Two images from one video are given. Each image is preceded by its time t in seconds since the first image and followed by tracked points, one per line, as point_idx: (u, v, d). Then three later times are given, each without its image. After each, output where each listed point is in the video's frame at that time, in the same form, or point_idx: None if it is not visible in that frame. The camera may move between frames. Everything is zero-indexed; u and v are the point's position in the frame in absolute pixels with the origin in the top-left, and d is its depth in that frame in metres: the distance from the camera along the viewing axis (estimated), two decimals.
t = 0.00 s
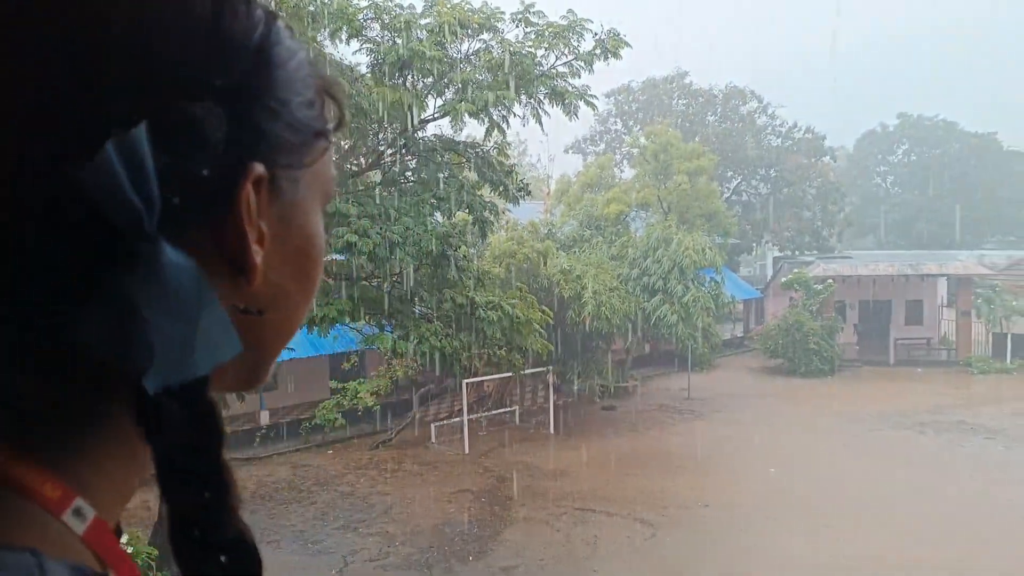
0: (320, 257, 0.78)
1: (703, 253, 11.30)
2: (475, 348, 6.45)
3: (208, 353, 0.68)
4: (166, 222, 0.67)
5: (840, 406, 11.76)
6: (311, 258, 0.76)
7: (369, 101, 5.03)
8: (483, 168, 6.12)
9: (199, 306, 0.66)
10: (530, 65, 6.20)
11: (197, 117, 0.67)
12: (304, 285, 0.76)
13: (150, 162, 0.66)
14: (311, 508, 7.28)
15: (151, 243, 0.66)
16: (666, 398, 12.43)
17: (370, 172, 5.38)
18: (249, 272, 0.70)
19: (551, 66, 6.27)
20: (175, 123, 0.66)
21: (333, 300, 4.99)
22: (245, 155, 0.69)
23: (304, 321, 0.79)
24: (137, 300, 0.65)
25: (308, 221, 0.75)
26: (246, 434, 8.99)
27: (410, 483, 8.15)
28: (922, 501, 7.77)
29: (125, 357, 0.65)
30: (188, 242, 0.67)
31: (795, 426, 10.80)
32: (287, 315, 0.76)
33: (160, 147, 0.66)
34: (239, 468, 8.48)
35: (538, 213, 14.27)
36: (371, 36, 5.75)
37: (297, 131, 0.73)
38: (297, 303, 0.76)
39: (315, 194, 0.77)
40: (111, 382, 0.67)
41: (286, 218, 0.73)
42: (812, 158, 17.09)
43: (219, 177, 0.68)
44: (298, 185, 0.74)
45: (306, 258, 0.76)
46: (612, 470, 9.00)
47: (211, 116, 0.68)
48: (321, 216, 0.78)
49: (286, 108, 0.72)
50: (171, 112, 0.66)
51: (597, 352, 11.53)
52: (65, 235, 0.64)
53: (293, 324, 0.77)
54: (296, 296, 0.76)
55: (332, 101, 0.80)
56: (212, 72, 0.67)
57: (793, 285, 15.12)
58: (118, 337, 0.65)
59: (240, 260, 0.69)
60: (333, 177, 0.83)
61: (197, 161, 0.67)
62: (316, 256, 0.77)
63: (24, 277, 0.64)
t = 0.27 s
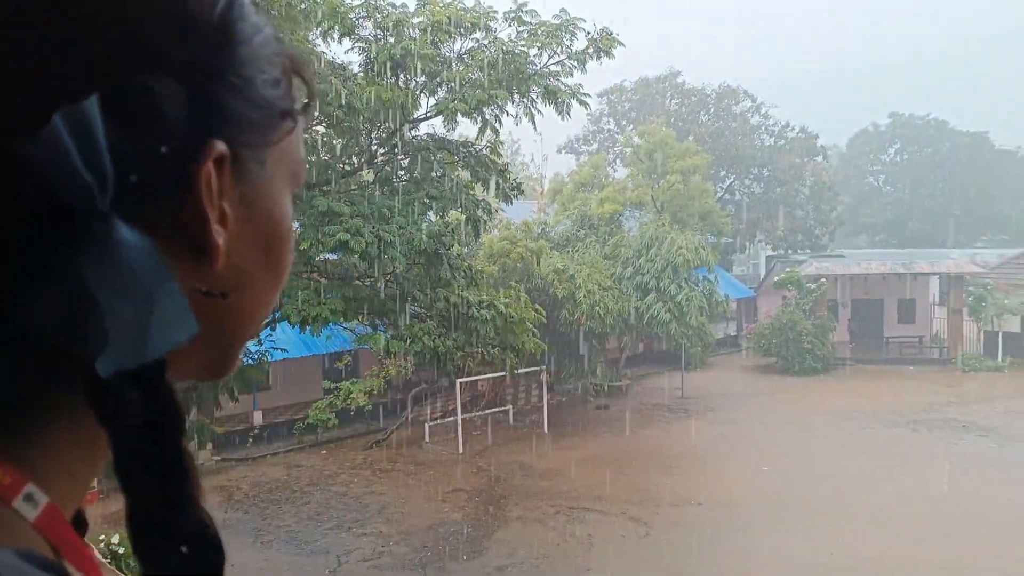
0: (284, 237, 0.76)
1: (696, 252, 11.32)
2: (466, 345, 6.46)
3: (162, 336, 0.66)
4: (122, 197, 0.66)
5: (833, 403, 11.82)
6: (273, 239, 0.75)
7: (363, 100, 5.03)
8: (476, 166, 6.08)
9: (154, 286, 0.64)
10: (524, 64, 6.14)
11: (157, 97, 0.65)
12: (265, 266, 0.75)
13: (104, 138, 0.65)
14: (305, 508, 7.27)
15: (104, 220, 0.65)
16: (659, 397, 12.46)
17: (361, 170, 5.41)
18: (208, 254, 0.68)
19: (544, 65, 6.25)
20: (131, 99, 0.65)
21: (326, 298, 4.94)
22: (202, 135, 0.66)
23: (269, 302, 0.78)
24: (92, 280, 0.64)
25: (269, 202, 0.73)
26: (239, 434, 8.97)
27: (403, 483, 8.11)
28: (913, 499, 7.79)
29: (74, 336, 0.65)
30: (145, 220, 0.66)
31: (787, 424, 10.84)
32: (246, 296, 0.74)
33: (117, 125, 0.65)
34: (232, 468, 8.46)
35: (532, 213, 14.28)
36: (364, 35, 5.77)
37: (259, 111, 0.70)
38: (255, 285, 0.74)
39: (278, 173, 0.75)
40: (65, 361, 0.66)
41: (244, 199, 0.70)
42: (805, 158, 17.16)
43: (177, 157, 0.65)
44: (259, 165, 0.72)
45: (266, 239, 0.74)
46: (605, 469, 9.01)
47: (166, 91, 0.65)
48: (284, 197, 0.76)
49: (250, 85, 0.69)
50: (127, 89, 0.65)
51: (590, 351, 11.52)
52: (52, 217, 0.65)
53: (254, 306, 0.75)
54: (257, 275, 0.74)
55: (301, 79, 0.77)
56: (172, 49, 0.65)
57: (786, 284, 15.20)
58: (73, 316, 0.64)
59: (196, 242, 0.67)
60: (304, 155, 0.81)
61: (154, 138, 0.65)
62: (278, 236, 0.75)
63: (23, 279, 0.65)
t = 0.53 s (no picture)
0: (257, 221, 0.70)
1: (691, 251, 11.30)
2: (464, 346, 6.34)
3: (119, 320, 0.59)
4: (78, 175, 0.60)
5: (829, 403, 11.82)
6: (244, 222, 0.69)
7: (358, 102, 5.03)
8: (469, 164, 6.09)
9: (111, 264, 0.57)
10: (518, 62, 6.10)
11: (112, 66, 0.60)
12: (236, 251, 0.69)
13: (57, 110, 0.59)
14: (300, 508, 7.26)
15: (59, 195, 0.58)
16: (655, 396, 12.48)
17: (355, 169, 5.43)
18: (173, 234, 0.62)
19: (539, 63, 6.20)
20: (86, 67, 0.60)
21: (321, 298, 4.92)
22: (163, 107, 0.61)
23: (240, 292, 0.72)
24: (45, 260, 0.57)
25: (239, 183, 0.68)
26: (235, 434, 8.96)
27: (400, 483, 8.08)
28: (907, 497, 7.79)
29: (26, 321, 0.58)
30: (102, 197, 0.60)
31: (783, 423, 10.86)
32: (216, 282, 0.68)
33: (72, 94, 0.59)
34: (228, 468, 8.44)
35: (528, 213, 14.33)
36: (358, 34, 5.73)
37: (230, 86, 0.65)
38: (226, 270, 0.68)
39: (249, 153, 0.69)
40: (10, 350, 0.59)
41: (212, 177, 0.65)
42: (800, 157, 17.29)
43: (135, 129, 0.60)
44: (228, 143, 0.66)
45: (238, 222, 0.68)
46: (601, 467, 9.01)
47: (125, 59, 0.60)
48: (257, 178, 0.70)
49: (216, 58, 0.64)
50: (78, 58, 0.59)
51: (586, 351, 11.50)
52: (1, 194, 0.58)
53: (225, 294, 0.69)
54: (228, 261, 0.68)
55: (272, 54, 0.71)
56: (127, 17, 0.60)
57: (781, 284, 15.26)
58: (24, 302, 0.58)
59: (157, 223, 0.61)
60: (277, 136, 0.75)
61: (111, 110, 0.59)
62: (250, 219, 0.69)
63: None
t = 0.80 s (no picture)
0: (220, 201, 0.67)
1: (688, 251, 11.29)
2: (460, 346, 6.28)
3: (74, 293, 0.54)
4: (23, 147, 0.54)
5: (825, 401, 11.84)
6: (207, 202, 0.65)
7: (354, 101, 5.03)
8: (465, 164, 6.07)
9: (64, 238, 0.52)
10: (514, 61, 6.06)
11: (62, 32, 0.55)
12: (199, 230, 0.65)
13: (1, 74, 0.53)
14: (297, 509, 7.24)
15: None
16: (652, 395, 12.49)
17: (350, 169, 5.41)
18: (131, 210, 0.58)
19: (534, 62, 6.17)
20: (34, 32, 0.55)
21: (317, 298, 4.92)
22: (119, 75, 0.56)
23: (198, 271, 0.69)
24: None
25: (202, 159, 0.64)
26: (231, 435, 8.95)
27: (397, 484, 8.06)
28: (904, 495, 7.79)
29: None
30: (51, 170, 0.55)
31: (780, 422, 10.87)
32: (177, 262, 0.65)
33: (16, 59, 0.54)
34: (224, 469, 8.43)
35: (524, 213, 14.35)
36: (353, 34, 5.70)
37: (195, 57, 0.61)
38: (189, 250, 0.65)
39: (213, 129, 0.65)
40: None
41: (173, 153, 0.61)
42: (796, 156, 17.36)
43: (87, 97, 0.55)
44: (189, 116, 0.62)
45: (200, 201, 0.65)
46: (598, 467, 9.00)
47: (76, 27, 0.56)
48: (222, 156, 0.67)
49: (176, 30, 0.60)
50: (24, 19, 0.55)
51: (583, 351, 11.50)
52: None
53: (188, 275, 0.66)
54: (191, 241, 0.65)
55: (239, 26, 0.67)
56: None
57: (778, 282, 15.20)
58: None
59: (115, 198, 0.57)
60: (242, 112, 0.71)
61: (62, 78, 0.55)
62: (213, 200, 0.66)
63: None
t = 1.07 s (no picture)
0: (187, 174, 0.63)
1: (681, 250, 11.29)
2: (453, 344, 6.24)
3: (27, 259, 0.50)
4: None
5: (818, 399, 11.88)
6: (172, 172, 0.61)
7: (348, 101, 5.04)
8: (460, 163, 6.04)
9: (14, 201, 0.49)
10: (507, 59, 6.04)
11: None
12: (164, 203, 0.61)
13: None
14: (291, 509, 7.23)
15: None
16: (646, 394, 12.51)
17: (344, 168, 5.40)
18: (87, 178, 0.54)
19: (528, 60, 6.15)
20: None
21: (311, 297, 4.91)
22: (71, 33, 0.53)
23: (168, 248, 0.64)
24: None
25: (164, 125, 0.60)
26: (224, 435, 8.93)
27: (391, 484, 8.03)
28: (897, 493, 7.80)
29: None
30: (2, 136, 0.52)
31: (772, 419, 10.90)
32: (139, 234, 0.60)
33: None
34: (217, 469, 8.41)
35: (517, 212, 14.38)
36: (346, 31, 5.67)
37: (150, 24, 0.57)
38: (150, 226, 0.60)
39: (177, 95, 0.61)
40: None
41: (133, 119, 0.57)
42: (788, 155, 17.48)
43: (38, 58, 0.52)
44: (149, 81, 0.58)
45: (163, 170, 0.60)
46: (592, 465, 9.00)
47: None
48: (186, 125, 0.62)
49: None
50: None
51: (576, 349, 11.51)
52: None
53: (152, 255, 0.61)
54: (153, 215, 0.61)
55: None
56: None
57: (771, 280, 15.24)
58: None
59: (69, 165, 0.53)
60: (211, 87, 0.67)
61: (12, 38, 0.52)
62: (178, 171, 0.62)
63: None
